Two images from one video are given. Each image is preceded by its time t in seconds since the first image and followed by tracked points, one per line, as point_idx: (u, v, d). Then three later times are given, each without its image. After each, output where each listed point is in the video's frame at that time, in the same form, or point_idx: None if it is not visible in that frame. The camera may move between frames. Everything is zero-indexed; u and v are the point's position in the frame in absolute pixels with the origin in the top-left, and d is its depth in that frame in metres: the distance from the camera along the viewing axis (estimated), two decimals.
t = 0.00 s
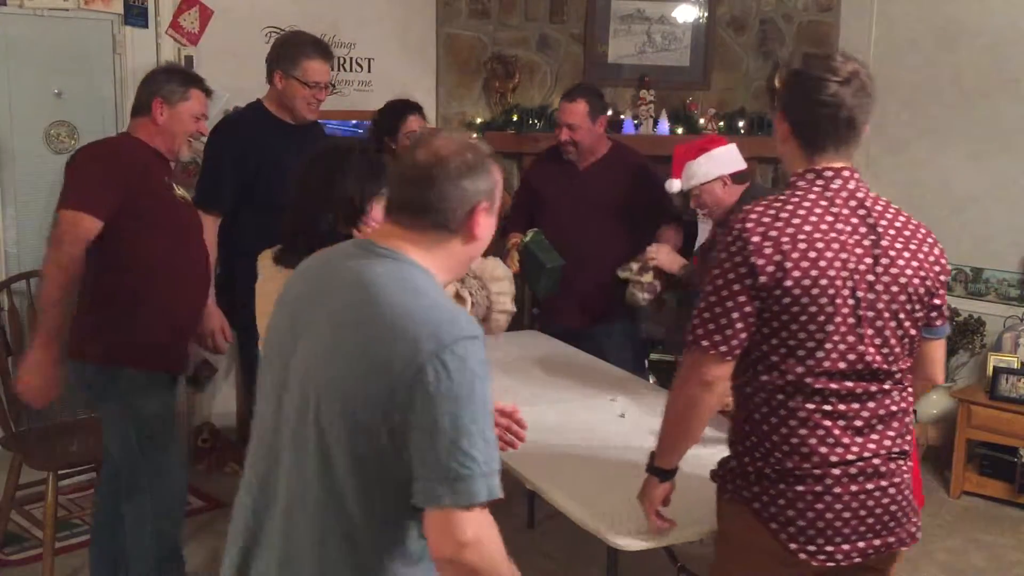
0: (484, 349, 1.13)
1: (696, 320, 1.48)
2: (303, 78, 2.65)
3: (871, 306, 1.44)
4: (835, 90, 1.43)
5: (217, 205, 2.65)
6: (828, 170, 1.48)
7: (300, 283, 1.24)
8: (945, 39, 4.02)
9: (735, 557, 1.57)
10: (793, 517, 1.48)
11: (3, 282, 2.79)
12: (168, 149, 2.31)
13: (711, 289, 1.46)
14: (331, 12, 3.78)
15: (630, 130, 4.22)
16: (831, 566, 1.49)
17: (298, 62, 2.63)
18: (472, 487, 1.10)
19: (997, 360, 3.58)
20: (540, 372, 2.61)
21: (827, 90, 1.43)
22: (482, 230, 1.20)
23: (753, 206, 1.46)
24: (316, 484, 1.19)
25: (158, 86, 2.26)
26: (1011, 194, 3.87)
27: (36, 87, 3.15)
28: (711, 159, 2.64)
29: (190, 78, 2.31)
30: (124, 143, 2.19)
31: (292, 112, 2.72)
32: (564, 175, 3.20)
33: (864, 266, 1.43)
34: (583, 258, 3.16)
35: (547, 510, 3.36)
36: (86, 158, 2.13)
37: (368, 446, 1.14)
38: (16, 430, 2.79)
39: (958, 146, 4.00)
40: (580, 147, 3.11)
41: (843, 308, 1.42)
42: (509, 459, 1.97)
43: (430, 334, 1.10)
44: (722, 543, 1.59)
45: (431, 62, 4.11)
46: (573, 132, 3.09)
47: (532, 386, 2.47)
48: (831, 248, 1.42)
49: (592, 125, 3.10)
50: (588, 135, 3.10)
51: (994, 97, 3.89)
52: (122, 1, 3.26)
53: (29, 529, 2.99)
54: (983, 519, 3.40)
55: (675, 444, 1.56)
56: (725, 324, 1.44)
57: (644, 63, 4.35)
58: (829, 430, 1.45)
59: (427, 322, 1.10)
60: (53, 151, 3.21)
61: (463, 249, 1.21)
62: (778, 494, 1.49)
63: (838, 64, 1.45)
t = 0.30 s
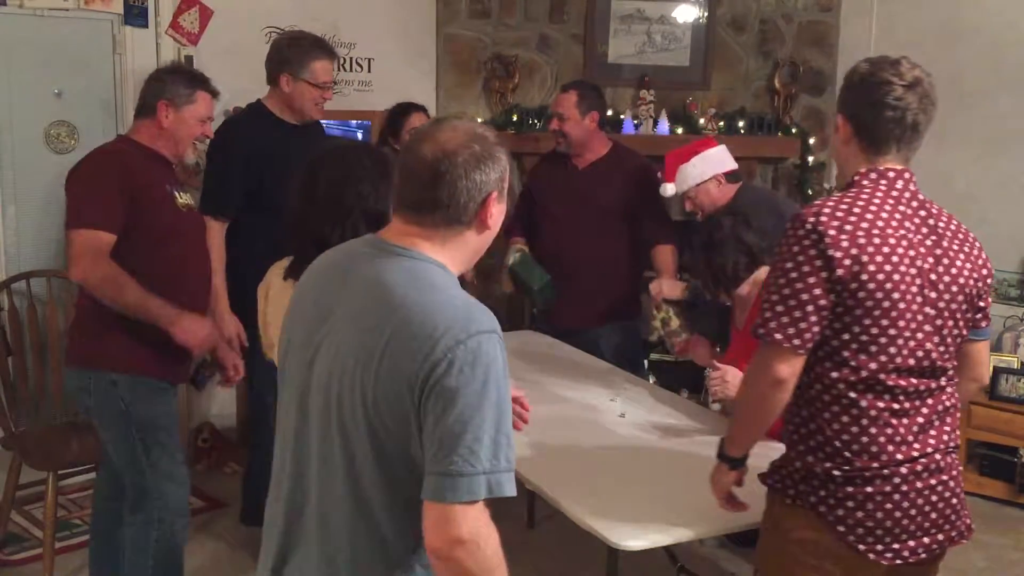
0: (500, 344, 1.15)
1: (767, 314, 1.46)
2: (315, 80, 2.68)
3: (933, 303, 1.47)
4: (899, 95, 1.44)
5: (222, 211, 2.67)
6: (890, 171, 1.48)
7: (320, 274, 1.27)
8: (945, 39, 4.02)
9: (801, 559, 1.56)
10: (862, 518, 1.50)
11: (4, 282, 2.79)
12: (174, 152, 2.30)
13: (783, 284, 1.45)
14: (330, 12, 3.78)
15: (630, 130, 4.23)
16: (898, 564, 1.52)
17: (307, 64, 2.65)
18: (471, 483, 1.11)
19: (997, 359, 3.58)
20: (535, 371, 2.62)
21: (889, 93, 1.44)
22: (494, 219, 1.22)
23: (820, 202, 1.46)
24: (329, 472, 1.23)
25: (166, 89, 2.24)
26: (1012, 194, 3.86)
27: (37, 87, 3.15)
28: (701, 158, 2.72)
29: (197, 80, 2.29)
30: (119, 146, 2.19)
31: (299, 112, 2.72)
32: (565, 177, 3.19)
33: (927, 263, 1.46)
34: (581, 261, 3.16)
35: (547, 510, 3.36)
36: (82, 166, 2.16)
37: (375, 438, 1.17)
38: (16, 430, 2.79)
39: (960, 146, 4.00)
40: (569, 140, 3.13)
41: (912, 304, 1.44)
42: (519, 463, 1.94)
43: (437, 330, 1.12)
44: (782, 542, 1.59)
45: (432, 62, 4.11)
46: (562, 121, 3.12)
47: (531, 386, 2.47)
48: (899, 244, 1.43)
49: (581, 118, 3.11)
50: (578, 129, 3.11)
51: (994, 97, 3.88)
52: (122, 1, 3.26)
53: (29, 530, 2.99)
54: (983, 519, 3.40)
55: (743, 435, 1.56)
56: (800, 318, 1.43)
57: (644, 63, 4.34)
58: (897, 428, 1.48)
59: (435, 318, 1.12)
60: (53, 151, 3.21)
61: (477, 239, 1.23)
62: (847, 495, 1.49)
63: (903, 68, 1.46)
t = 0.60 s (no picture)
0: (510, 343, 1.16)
1: (806, 316, 1.43)
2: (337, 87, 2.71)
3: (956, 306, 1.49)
4: (925, 93, 1.43)
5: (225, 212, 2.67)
6: (920, 172, 1.48)
7: (315, 279, 1.26)
8: (945, 39, 4.02)
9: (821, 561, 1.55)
10: (880, 517, 1.51)
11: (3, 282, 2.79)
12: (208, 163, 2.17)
13: (822, 287, 1.42)
14: (330, 11, 3.77)
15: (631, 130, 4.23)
16: (912, 561, 1.54)
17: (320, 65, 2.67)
18: (493, 482, 1.12)
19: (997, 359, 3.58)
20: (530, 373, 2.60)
21: (917, 93, 1.43)
22: (485, 216, 1.21)
23: (857, 203, 1.44)
24: (334, 477, 1.22)
25: (204, 100, 2.11)
26: (1012, 193, 3.87)
27: (37, 87, 3.15)
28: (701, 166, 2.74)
29: (232, 87, 2.16)
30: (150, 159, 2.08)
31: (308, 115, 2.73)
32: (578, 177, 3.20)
33: (955, 267, 1.47)
34: (592, 263, 3.15)
35: (547, 510, 3.36)
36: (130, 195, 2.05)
37: (386, 442, 1.17)
38: (15, 430, 2.78)
39: (960, 145, 4.00)
40: (587, 138, 3.14)
41: (942, 308, 1.46)
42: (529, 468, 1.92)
43: (450, 334, 1.12)
44: (803, 543, 1.57)
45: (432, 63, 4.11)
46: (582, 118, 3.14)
47: (534, 387, 2.46)
48: (931, 247, 1.44)
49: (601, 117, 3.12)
50: (597, 127, 3.11)
51: (994, 96, 3.89)
52: (123, 1, 3.26)
53: (29, 530, 2.99)
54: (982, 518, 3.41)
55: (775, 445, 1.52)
56: (839, 321, 1.41)
57: (645, 63, 4.34)
58: (919, 429, 1.49)
59: (448, 321, 1.13)
60: (53, 151, 3.21)
61: (470, 236, 1.22)
62: (868, 494, 1.50)
63: (927, 66, 1.45)
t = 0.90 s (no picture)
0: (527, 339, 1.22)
1: (796, 330, 1.42)
2: (312, 60, 2.65)
3: (944, 306, 1.48)
4: (892, 94, 1.41)
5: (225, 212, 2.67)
6: (899, 174, 1.48)
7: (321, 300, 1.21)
8: (944, 39, 4.02)
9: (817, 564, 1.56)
10: (867, 518, 1.51)
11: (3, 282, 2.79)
12: (256, 168, 2.07)
13: (807, 299, 1.41)
14: (330, 11, 3.77)
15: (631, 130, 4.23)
16: (902, 562, 1.53)
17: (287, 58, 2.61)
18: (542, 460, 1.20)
19: (997, 360, 3.58)
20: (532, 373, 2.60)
21: (890, 96, 1.41)
22: (507, 257, 1.21)
23: (838, 211, 1.43)
24: (349, 504, 1.18)
25: (256, 103, 2.01)
26: (1011, 195, 3.85)
27: (37, 87, 3.15)
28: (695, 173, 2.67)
29: (288, 93, 2.07)
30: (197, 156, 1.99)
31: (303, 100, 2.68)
32: (597, 174, 3.20)
33: (940, 268, 1.46)
34: (595, 265, 3.17)
35: (548, 510, 3.36)
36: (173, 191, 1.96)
37: (422, 462, 1.17)
38: (14, 430, 2.78)
39: (960, 146, 3.99)
40: (608, 137, 3.12)
41: (928, 309, 1.45)
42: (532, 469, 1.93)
43: (496, 353, 1.14)
44: (798, 544, 1.58)
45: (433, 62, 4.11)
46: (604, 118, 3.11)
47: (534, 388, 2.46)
48: (914, 250, 1.44)
49: (625, 120, 3.10)
50: (618, 126, 3.10)
51: (992, 97, 3.88)
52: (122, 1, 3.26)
53: (29, 530, 2.99)
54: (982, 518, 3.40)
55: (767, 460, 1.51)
56: (825, 332, 1.41)
57: (645, 63, 4.34)
58: (907, 430, 1.49)
59: (491, 341, 1.14)
60: (53, 151, 3.21)
61: (489, 276, 1.22)
62: (855, 496, 1.50)
63: (899, 66, 1.43)
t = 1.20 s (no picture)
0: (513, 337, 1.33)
1: (739, 337, 1.46)
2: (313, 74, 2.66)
3: (896, 303, 1.47)
4: (843, 92, 1.44)
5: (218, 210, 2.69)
6: (846, 173, 1.48)
7: (327, 325, 1.18)
8: (943, 39, 4.01)
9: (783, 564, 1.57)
10: (823, 517, 1.50)
11: (3, 283, 2.79)
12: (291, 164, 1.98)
13: (752, 307, 1.44)
14: (331, 11, 3.77)
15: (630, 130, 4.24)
16: (862, 564, 1.51)
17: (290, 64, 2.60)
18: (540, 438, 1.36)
19: (997, 359, 3.58)
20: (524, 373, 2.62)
21: (834, 92, 1.44)
22: (508, 300, 1.29)
23: (782, 214, 1.45)
24: (375, 521, 1.22)
25: (284, 100, 1.91)
26: (1012, 195, 3.84)
27: (37, 87, 3.15)
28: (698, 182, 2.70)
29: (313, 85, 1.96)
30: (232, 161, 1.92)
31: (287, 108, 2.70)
32: (597, 174, 3.21)
33: (889, 264, 1.46)
34: (591, 267, 3.18)
35: (548, 510, 3.36)
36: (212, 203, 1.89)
37: (445, 477, 1.23)
38: (14, 430, 2.78)
39: (960, 146, 3.99)
40: (608, 137, 3.12)
41: (875, 306, 1.44)
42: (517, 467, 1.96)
43: (513, 369, 1.23)
44: (765, 547, 1.59)
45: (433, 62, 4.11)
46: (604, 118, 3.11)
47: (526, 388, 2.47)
48: (859, 248, 1.43)
49: (626, 121, 3.10)
50: (619, 126, 3.09)
51: (992, 97, 3.88)
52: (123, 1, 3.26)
53: (29, 529, 2.99)
54: (982, 518, 3.41)
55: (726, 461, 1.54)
56: (770, 337, 1.43)
57: (644, 63, 4.34)
58: (861, 429, 1.48)
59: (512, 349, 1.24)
60: (52, 151, 3.21)
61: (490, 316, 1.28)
62: (809, 495, 1.51)
63: (842, 64, 1.45)
